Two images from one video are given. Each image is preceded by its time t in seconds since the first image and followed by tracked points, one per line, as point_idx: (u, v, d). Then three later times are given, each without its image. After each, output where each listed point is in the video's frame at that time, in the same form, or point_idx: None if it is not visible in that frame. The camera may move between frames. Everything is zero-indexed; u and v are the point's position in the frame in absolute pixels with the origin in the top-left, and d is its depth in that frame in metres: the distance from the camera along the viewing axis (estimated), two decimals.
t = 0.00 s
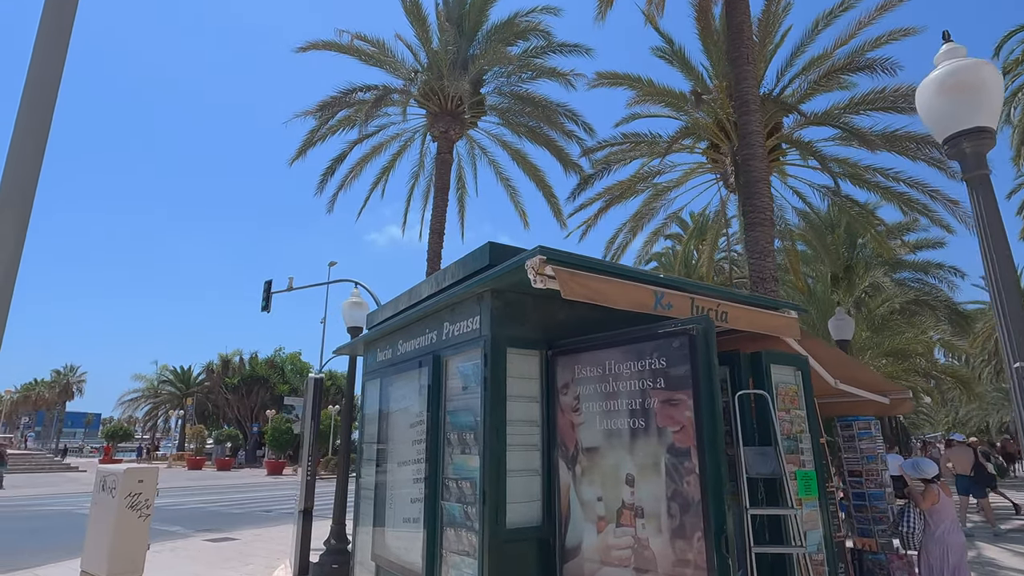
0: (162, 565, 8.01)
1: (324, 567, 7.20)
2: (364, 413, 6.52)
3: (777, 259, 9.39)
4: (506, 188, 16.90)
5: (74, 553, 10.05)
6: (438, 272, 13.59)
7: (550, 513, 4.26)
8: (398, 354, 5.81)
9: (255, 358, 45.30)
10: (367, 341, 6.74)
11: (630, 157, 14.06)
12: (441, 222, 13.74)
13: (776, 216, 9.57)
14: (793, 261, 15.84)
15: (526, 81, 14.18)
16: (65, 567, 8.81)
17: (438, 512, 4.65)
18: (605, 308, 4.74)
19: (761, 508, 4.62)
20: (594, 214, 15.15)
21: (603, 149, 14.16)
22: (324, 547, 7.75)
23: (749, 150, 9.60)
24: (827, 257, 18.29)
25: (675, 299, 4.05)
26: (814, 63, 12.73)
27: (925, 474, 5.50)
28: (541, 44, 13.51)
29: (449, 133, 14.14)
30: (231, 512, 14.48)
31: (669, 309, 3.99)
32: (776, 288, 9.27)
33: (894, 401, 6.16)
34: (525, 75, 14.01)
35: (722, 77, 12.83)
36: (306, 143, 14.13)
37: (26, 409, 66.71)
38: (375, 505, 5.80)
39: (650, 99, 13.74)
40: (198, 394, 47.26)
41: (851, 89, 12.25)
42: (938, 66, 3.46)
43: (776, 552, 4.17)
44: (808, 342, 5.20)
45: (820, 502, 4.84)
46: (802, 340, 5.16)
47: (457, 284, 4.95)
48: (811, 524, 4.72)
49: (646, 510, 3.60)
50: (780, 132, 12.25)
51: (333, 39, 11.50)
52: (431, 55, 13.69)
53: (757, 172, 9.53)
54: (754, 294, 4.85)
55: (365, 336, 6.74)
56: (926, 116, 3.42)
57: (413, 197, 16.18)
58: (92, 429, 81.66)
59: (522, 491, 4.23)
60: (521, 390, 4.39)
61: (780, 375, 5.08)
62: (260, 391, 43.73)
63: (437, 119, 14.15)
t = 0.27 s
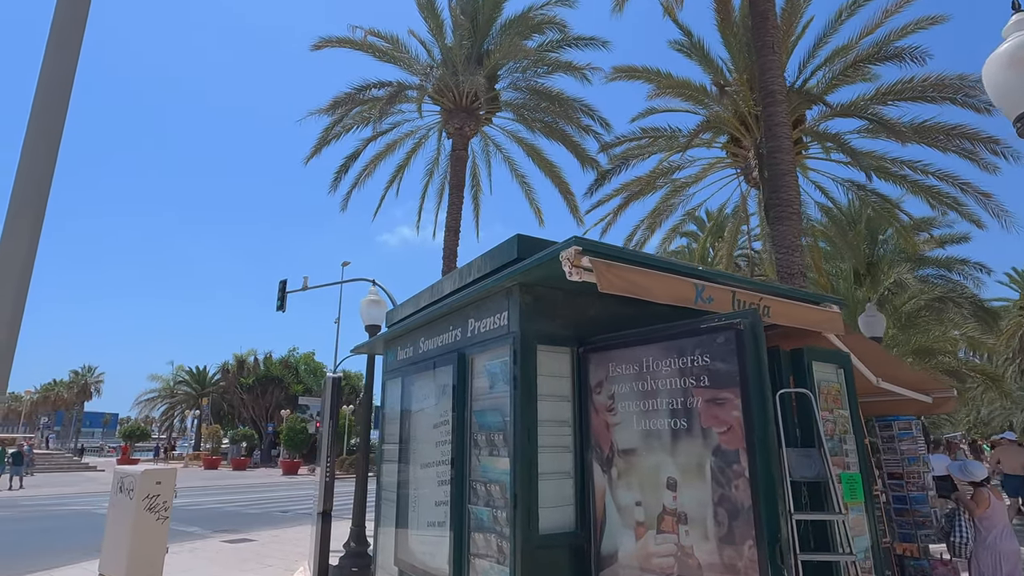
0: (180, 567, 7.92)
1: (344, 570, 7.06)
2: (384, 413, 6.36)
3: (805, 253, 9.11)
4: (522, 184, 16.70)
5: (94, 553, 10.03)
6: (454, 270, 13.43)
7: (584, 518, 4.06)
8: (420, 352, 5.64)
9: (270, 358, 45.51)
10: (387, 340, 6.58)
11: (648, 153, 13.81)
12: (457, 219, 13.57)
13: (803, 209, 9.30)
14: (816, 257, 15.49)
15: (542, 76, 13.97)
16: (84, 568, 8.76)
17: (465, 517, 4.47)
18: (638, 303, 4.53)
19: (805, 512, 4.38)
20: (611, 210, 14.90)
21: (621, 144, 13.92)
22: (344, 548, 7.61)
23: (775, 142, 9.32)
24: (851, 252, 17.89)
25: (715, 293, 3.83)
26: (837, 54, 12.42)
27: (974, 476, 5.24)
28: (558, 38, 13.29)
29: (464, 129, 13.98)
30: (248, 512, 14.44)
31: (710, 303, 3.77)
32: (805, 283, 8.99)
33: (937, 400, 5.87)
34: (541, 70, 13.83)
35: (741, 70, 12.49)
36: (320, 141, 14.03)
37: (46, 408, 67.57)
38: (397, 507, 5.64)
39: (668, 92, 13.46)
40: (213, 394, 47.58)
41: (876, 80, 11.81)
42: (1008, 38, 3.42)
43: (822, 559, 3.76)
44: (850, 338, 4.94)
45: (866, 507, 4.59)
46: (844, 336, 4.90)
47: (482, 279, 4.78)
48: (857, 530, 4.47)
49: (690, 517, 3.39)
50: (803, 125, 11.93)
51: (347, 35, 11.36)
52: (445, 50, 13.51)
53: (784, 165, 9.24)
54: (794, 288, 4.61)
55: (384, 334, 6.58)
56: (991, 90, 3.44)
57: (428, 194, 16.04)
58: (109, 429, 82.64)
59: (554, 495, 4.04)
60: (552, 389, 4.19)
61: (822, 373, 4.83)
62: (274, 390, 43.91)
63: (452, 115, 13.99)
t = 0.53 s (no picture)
0: (199, 568, 7.83)
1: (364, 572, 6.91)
2: (404, 412, 6.21)
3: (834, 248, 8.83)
4: (538, 182, 16.52)
5: (114, 553, 10.01)
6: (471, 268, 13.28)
7: (621, 521, 3.87)
8: (443, 349, 5.48)
9: (285, 359, 45.74)
10: (408, 337, 6.42)
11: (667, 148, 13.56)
12: (473, 217, 13.42)
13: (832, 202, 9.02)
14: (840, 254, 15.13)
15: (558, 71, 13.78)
16: (104, 569, 8.72)
17: (494, 519, 4.30)
18: (671, 297, 4.33)
19: (853, 517, 4.15)
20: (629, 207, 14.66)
21: (639, 140, 13.68)
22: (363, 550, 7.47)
23: (802, 133, 9.06)
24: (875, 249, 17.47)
25: (760, 283, 3.62)
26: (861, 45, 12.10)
27: None
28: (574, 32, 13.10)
29: (479, 126, 13.83)
30: (265, 513, 14.39)
31: (754, 294, 3.56)
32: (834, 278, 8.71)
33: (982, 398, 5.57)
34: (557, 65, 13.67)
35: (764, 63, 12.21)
36: (336, 140, 13.96)
37: (67, 409, 68.53)
38: (421, 509, 5.48)
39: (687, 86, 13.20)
40: (230, 395, 47.91)
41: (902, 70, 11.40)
42: None
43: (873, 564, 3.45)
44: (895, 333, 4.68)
45: (916, 511, 4.35)
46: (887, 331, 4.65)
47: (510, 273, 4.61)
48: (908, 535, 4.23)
49: (739, 521, 3.18)
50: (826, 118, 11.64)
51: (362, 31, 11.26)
52: (460, 46, 13.38)
53: (812, 157, 8.98)
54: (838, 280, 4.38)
55: (405, 332, 6.43)
56: None
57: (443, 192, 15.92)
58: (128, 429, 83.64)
59: (589, 497, 3.85)
60: (585, 386, 4.00)
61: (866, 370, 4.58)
62: (289, 391, 44.12)
63: (467, 112, 13.86)
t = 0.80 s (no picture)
0: (219, 570, 7.72)
1: None
2: (428, 411, 6.03)
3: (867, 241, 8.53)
4: (554, 179, 16.32)
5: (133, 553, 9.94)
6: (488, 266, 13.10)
7: (663, 525, 3.66)
8: (468, 346, 5.29)
9: (299, 360, 45.88)
10: (430, 334, 6.24)
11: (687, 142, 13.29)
12: (490, 214, 13.25)
13: (864, 194, 8.72)
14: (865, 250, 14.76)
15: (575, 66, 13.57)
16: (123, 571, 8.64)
17: (527, 522, 4.10)
18: (712, 288, 4.13)
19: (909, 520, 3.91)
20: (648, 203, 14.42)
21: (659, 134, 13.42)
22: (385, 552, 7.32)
23: (832, 122, 8.74)
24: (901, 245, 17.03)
25: (814, 272, 3.39)
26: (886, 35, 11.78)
27: None
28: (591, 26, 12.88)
29: (496, 122, 13.66)
30: (282, 513, 14.29)
31: (808, 282, 3.33)
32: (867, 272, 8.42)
33: None
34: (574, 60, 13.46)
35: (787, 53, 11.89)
36: (351, 138, 13.84)
37: (86, 409, 69.42)
38: (446, 511, 5.30)
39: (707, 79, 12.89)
40: (245, 396, 48.16)
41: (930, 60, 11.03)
42: None
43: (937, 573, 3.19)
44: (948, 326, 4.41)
45: (976, 514, 4.09)
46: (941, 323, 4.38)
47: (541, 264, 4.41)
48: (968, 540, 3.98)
49: (798, 525, 2.95)
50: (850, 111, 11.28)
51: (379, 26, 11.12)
52: (475, 41, 13.20)
53: (843, 147, 8.68)
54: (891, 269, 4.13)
55: (427, 328, 6.25)
56: None
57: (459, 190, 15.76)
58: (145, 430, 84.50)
59: (629, 499, 3.63)
60: (623, 381, 3.79)
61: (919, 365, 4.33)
62: (304, 392, 44.24)
63: (483, 108, 13.69)
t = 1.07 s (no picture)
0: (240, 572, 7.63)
1: None
2: (451, 410, 5.87)
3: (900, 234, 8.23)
4: (570, 175, 16.11)
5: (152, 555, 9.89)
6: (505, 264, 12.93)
7: (709, 530, 3.45)
8: (494, 343, 5.12)
9: (314, 360, 46.04)
10: (452, 332, 6.08)
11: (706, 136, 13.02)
12: (507, 212, 13.07)
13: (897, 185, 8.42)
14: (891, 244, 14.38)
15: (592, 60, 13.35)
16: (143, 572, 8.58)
17: (561, 525, 3.92)
18: (755, 281, 3.92)
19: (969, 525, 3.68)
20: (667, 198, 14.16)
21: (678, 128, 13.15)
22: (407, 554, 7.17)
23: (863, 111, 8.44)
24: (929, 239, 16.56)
25: (872, 260, 3.17)
26: (914, 23, 11.48)
27: None
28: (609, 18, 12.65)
29: (512, 119, 13.48)
30: (299, 513, 14.22)
31: (867, 271, 3.12)
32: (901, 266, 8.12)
33: None
34: (591, 54, 13.25)
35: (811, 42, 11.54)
36: (366, 135, 13.73)
37: (105, 409, 70.31)
38: (472, 514, 5.13)
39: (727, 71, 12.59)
40: (261, 396, 48.43)
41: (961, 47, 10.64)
42: None
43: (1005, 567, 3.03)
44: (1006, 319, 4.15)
45: None
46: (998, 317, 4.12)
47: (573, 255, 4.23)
48: None
49: (862, 532, 2.74)
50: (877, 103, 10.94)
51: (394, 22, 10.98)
52: (490, 36, 13.03)
53: (875, 136, 8.37)
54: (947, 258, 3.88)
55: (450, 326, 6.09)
56: None
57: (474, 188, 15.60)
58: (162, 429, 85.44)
59: (672, 503, 3.43)
60: (663, 378, 3.59)
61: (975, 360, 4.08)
62: (319, 392, 44.39)
63: (499, 104, 13.51)
